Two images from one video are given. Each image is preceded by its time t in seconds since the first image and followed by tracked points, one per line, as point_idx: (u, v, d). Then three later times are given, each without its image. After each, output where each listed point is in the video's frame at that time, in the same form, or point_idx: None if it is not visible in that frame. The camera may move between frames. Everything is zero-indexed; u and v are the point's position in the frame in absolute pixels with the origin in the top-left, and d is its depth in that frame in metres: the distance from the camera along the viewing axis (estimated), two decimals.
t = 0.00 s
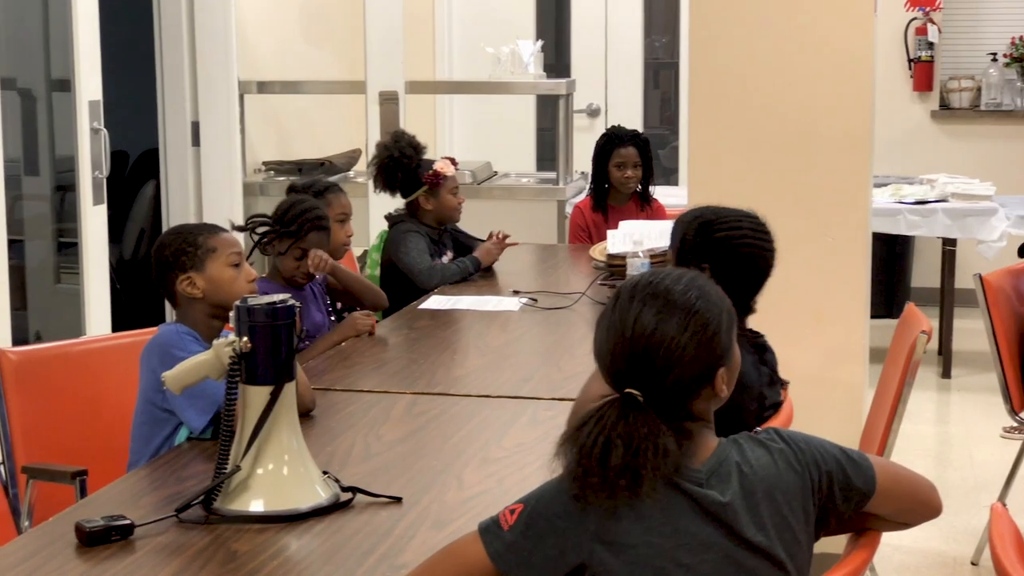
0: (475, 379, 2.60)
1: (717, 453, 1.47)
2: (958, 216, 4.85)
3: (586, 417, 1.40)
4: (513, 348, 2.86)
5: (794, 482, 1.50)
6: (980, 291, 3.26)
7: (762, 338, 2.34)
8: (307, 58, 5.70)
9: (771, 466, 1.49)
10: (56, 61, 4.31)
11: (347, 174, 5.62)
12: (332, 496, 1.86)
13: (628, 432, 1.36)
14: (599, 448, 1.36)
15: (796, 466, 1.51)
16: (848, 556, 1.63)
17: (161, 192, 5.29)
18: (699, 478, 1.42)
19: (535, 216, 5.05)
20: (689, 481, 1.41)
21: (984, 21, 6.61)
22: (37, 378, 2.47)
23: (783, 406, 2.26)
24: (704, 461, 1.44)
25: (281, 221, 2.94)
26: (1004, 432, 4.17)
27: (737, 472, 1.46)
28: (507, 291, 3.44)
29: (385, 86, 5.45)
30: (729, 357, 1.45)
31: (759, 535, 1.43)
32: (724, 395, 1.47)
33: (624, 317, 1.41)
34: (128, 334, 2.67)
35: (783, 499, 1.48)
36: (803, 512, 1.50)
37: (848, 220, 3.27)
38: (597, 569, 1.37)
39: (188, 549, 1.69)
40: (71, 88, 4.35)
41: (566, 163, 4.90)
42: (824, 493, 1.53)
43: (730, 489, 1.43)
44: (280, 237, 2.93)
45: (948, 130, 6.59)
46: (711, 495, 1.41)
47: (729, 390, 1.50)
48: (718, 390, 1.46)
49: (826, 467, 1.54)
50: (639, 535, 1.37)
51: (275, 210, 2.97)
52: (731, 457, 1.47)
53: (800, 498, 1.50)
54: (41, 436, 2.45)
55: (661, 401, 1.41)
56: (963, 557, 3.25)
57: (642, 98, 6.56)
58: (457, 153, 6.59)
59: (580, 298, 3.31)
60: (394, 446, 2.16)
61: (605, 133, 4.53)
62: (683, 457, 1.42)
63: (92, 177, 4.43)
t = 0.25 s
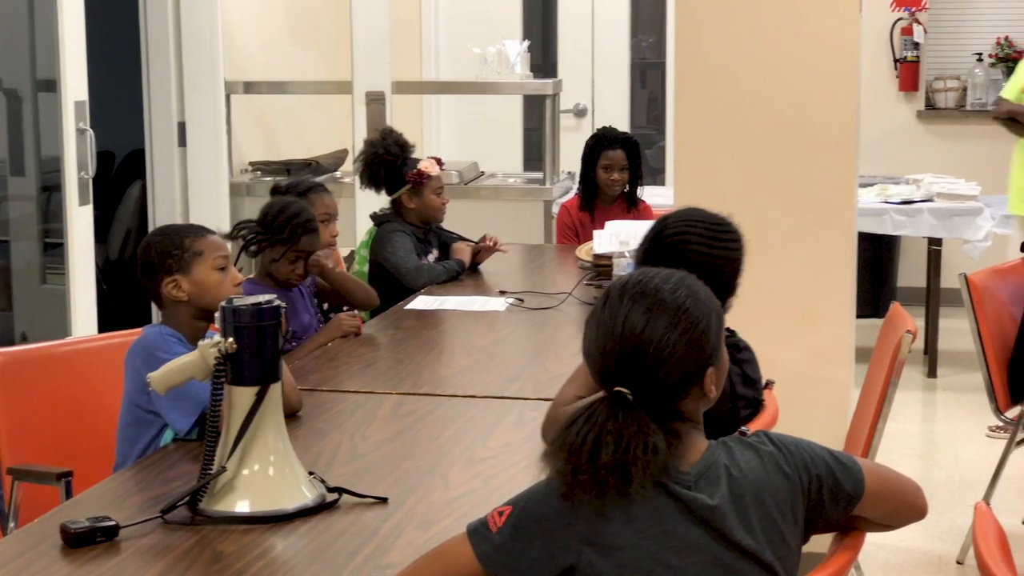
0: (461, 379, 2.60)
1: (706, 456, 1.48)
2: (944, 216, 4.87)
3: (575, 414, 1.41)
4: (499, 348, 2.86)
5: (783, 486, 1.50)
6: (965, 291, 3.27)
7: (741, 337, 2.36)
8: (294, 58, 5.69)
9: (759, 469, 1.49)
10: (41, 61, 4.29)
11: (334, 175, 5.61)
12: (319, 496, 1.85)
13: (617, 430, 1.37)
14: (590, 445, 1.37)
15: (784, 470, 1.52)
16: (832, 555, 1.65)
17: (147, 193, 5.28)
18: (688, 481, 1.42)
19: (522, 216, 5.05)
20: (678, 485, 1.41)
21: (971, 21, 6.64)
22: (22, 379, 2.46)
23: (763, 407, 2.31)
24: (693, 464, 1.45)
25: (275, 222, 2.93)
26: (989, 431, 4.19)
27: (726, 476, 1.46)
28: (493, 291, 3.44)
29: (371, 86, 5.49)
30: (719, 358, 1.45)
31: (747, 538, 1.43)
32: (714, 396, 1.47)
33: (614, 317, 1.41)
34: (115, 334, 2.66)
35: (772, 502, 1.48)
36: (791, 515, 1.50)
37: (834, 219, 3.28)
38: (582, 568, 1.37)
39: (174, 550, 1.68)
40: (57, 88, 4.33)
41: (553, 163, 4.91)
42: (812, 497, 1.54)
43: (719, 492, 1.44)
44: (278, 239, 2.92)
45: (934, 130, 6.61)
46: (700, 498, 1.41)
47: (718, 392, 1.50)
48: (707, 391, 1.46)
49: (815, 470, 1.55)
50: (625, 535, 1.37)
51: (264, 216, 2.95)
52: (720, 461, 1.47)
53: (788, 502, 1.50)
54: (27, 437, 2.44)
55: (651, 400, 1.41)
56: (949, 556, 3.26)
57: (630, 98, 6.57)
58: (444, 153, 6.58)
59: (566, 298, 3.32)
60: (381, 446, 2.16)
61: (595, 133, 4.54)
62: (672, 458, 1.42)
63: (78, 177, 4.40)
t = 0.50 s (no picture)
0: (445, 379, 2.60)
1: (689, 456, 1.48)
2: (928, 216, 4.90)
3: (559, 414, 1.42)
4: (484, 348, 2.86)
5: (766, 486, 1.51)
6: (947, 290, 3.28)
7: (725, 337, 2.38)
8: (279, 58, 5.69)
9: (742, 469, 1.49)
10: (25, 61, 4.27)
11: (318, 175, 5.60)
12: (303, 497, 1.85)
13: (603, 428, 1.38)
14: (574, 444, 1.38)
15: (768, 470, 1.52)
16: (815, 554, 1.65)
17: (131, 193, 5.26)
18: (671, 481, 1.43)
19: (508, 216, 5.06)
20: (662, 485, 1.41)
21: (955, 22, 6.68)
22: (5, 380, 2.45)
23: (747, 407, 2.32)
24: (676, 464, 1.45)
25: (262, 220, 2.90)
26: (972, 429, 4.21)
27: (709, 476, 1.47)
28: (478, 291, 3.44)
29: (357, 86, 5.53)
30: (702, 358, 1.46)
31: (730, 537, 1.44)
32: (696, 396, 1.47)
33: (597, 317, 1.42)
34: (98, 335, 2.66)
35: (755, 503, 1.48)
36: (775, 515, 1.51)
37: (817, 219, 3.30)
38: (565, 568, 1.38)
39: (158, 552, 1.68)
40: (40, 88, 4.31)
41: (538, 163, 4.91)
42: (795, 497, 1.54)
43: (702, 492, 1.44)
44: (274, 235, 2.90)
45: (917, 130, 6.64)
46: (683, 498, 1.42)
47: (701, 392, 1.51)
48: (689, 390, 1.46)
49: (798, 470, 1.55)
50: (608, 536, 1.38)
51: (245, 217, 2.91)
52: (703, 461, 1.48)
53: (771, 501, 1.51)
54: (9, 438, 2.43)
55: (635, 400, 1.42)
56: (932, 555, 3.28)
57: (614, 98, 6.58)
58: (429, 153, 6.58)
59: (551, 298, 3.32)
60: (365, 447, 2.16)
61: (585, 132, 4.53)
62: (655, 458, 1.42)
63: (61, 177, 4.39)
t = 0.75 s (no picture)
0: (427, 380, 2.61)
1: (667, 456, 1.49)
2: (908, 216, 4.90)
3: (539, 416, 1.43)
4: (467, 349, 2.86)
5: (745, 485, 1.51)
6: (928, 291, 3.30)
7: (707, 337, 2.39)
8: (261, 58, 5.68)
9: (722, 468, 1.50)
10: (5, 63, 4.26)
11: (301, 176, 5.60)
12: (283, 498, 1.85)
13: (584, 430, 1.39)
14: (555, 446, 1.38)
15: (746, 469, 1.53)
16: (795, 554, 1.65)
17: (113, 195, 5.25)
18: (650, 481, 1.43)
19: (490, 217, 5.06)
20: (642, 485, 1.42)
21: (936, 21, 6.57)
22: None
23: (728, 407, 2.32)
24: (655, 464, 1.46)
25: (239, 211, 2.93)
26: (952, 428, 4.23)
27: (688, 476, 1.47)
28: (460, 292, 3.44)
29: (338, 87, 5.47)
30: (680, 357, 1.47)
31: (710, 537, 1.45)
32: (675, 396, 1.48)
33: (575, 318, 1.42)
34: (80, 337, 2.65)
35: (734, 502, 1.49)
36: (754, 514, 1.51)
37: (798, 219, 3.31)
38: (546, 569, 1.38)
39: (138, 554, 1.68)
40: (21, 90, 4.29)
41: (520, 164, 4.91)
42: (774, 495, 1.55)
43: (681, 491, 1.45)
44: (254, 223, 2.92)
45: (898, 130, 6.67)
46: (663, 497, 1.42)
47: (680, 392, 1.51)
48: (667, 390, 1.47)
49: (776, 468, 1.56)
50: (588, 536, 1.38)
51: (221, 214, 2.93)
52: (682, 461, 1.49)
53: (750, 500, 1.51)
54: None
55: (615, 400, 1.43)
56: (913, 554, 3.29)
57: (597, 98, 6.59)
58: (412, 154, 6.58)
59: (533, 299, 3.33)
60: (346, 449, 2.16)
61: (571, 131, 4.55)
62: (636, 458, 1.43)
63: (41, 179, 4.36)
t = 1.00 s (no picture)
0: (406, 382, 2.61)
1: (647, 457, 1.49)
2: (886, 217, 4.93)
3: (515, 420, 1.43)
4: (446, 351, 2.86)
5: (723, 486, 1.52)
6: (906, 292, 3.32)
7: (684, 337, 2.39)
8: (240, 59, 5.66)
9: (701, 469, 1.51)
10: None
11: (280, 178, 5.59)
12: (263, 501, 1.85)
13: (556, 434, 1.39)
14: (529, 452, 1.39)
15: (726, 470, 1.53)
16: (772, 555, 1.66)
17: (91, 197, 5.23)
18: (627, 482, 1.44)
19: (470, 219, 5.06)
20: (618, 487, 1.42)
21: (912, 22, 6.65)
22: None
23: (707, 409, 2.31)
24: (634, 465, 1.47)
25: (209, 209, 2.92)
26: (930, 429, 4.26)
27: (667, 476, 1.48)
28: (439, 294, 3.44)
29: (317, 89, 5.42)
30: (657, 357, 1.47)
31: (687, 538, 1.45)
32: (653, 396, 1.48)
33: (548, 319, 1.43)
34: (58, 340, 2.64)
35: (712, 503, 1.50)
36: (733, 516, 1.52)
37: (776, 220, 3.33)
38: (524, 570, 1.39)
39: (117, 557, 1.68)
40: None
41: (499, 165, 4.92)
42: (753, 495, 1.56)
43: (658, 492, 1.45)
44: (226, 220, 2.92)
45: (877, 131, 6.71)
46: (639, 499, 1.43)
47: (659, 393, 1.52)
48: (645, 390, 1.47)
49: (756, 469, 1.57)
50: (565, 538, 1.39)
51: (191, 214, 2.91)
52: (661, 462, 1.49)
53: (729, 500, 1.52)
54: None
55: (591, 403, 1.43)
56: (892, 554, 3.31)
57: (577, 100, 6.59)
58: (391, 155, 6.57)
59: (512, 300, 3.33)
60: (325, 451, 2.16)
61: (553, 131, 4.55)
62: (613, 460, 1.43)
63: (20, 181, 4.33)
